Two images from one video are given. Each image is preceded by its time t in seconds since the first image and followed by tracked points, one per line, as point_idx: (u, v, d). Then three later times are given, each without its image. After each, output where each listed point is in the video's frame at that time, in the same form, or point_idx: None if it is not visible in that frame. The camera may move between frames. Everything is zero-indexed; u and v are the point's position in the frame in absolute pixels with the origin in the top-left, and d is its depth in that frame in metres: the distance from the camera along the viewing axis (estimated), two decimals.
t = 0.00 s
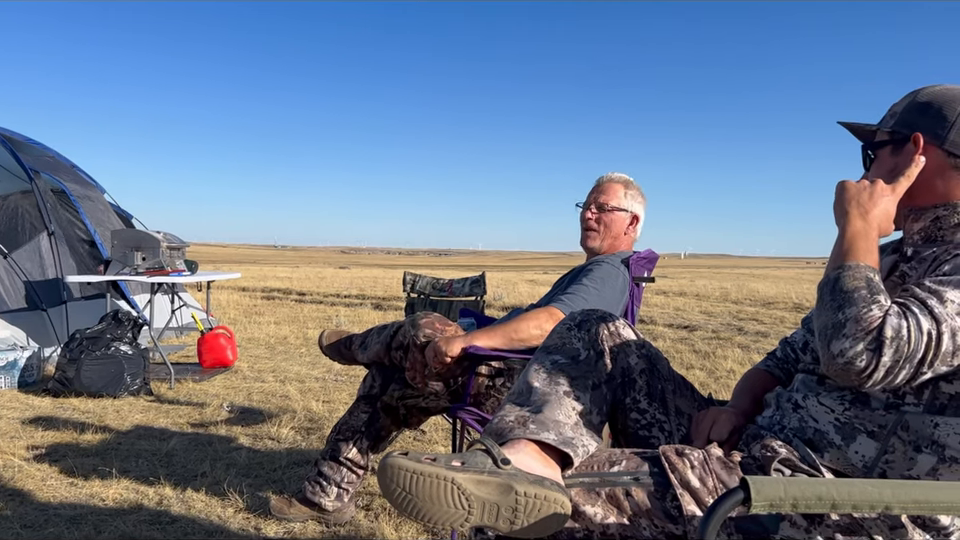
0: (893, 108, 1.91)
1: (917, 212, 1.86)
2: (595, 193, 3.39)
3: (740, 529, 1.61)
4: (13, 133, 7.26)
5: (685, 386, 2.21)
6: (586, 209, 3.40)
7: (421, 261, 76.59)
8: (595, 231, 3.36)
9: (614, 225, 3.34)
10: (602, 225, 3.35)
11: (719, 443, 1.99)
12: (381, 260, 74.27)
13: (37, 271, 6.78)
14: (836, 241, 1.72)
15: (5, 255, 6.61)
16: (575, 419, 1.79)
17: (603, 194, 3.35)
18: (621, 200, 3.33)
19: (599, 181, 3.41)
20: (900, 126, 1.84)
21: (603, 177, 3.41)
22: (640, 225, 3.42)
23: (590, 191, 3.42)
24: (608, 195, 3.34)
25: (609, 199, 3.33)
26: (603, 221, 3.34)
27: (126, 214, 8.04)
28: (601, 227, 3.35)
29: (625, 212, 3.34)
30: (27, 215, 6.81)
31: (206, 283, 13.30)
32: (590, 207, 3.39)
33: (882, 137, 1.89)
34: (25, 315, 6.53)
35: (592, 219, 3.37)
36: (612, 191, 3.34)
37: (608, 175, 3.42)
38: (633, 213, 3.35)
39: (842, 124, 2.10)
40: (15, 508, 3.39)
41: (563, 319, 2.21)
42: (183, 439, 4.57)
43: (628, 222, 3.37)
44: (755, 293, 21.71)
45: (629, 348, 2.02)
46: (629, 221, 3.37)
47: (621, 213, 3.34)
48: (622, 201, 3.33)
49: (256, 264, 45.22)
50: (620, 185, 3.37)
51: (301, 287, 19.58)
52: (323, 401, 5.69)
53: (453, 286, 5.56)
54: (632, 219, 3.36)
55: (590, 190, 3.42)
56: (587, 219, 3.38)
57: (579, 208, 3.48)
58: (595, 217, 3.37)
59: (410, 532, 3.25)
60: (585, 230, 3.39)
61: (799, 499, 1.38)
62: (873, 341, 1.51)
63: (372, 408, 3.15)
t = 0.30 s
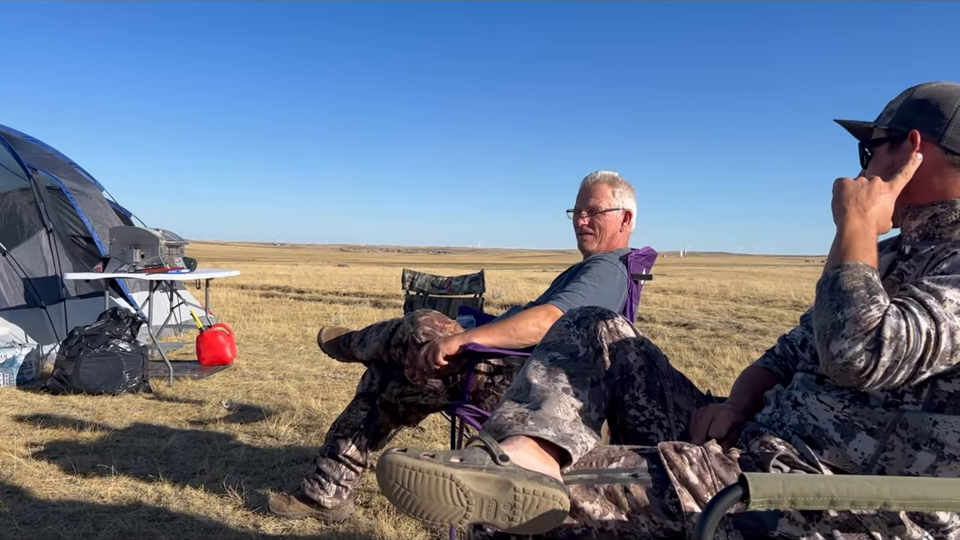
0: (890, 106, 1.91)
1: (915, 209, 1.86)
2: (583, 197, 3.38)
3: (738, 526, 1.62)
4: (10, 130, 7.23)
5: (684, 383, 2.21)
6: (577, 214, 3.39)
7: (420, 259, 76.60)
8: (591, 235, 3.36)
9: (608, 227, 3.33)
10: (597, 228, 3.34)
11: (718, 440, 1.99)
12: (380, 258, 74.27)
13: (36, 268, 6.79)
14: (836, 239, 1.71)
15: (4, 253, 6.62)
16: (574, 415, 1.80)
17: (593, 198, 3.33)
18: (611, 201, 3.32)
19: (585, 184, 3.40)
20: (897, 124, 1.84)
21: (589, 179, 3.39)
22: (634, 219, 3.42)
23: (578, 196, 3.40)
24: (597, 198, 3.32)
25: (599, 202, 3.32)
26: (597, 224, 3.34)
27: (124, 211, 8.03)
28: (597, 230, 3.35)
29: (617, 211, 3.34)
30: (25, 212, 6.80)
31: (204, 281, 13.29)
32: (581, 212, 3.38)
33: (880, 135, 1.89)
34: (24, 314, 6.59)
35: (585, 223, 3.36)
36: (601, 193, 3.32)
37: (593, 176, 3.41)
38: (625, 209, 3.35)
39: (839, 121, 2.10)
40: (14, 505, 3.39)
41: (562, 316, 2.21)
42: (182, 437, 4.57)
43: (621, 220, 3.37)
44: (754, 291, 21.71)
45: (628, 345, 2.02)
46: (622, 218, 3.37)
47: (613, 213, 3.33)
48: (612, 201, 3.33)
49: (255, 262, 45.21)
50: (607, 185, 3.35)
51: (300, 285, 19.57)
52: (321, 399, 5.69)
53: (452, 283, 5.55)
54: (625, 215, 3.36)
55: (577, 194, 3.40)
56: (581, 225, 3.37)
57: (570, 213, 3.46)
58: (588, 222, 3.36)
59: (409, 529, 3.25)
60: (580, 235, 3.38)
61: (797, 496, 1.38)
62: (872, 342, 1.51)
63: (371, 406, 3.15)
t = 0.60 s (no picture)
0: (890, 102, 1.91)
1: (916, 206, 1.86)
2: (581, 195, 3.36)
3: (739, 522, 1.61)
4: (9, 127, 7.23)
5: (684, 380, 2.21)
6: (576, 213, 3.38)
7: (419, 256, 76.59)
8: (591, 233, 3.36)
9: (607, 225, 3.34)
10: (597, 226, 3.34)
11: (718, 437, 1.99)
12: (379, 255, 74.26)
13: (35, 265, 6.78)
14: (838, 237, 1.71)
15: (3, 249, 6.59)
16: (574, 412, 1.79)
17: (591, 196, 3.32)
18: (610, 199, 3.31)
19: (583, 181, 3.39)
20: (897, 120, 1.83)
21: (586, 177, 3.38)
22: (632, 216, 3.43)
23: (577, 194, 3.38)
24: (597, 196, 3.31)
25: (598, 201, 3.31)
26: (597, 222, 3.33)
27: (123, 209, 8.04)
28: (596, 228, 3.34)
29: (616, 208, 3.34)
30: (23, 209, 6.82)
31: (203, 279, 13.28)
32: (581, 211, 3.36)
33: (880, 131, 1.88)
34: (23, 311, 6.52)
35: (585, 222, 3.35)
36: (600, 190, 3.31)
37: (591, 174, 3.40)
38: (623, 206, 3.36)
39: (838, 117, 2.09)
40: (14, 502, 3.39)
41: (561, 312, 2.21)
42: (181, 434, 4.57)
43: (620, 217, 3.37)
44: (753, 288, 21.73)
45: (628, 342, 2.02)
46: (621, 216, 3.37)
47: (613, 211, 3.33)
48: (611, 199, 3.32)
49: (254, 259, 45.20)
50: (605, 183, 3.34)
51: (299, 282, 19.56)
52: (321, 396, 5.69)
53: (451, 281, 5.55)
54: (624, 212, 3.37)
55: (576, 193, 3.39)
56: (581, 223, 3.36)
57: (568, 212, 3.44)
58: (588, 220, 3.35)
59: (409, 526, 3.25)
60: (580, 234, 3.37)
61: (797, 492, 1.38)
62: (874, 341, 1.51)
63: (371, 403, 3.14)
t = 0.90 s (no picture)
0: (888, 98, 1.90)
1: (915, 202, 1.86)
2: (582, 190, 3.36)
3: (738, 518, 1.61)
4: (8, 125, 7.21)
5: (683, 376, 2.21)
6: (577, 208, 3.37)
7: (418, 253, 76.57)
8: (590, 229, 3.35)
9: (607, 221, 3.33)
10: (597, 222, 3.33)
11: (718, 432, 1.99)
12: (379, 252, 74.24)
13: (34, 262, 6.76)
14: (837, 234, 1.70)
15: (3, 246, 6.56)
16: (574, 408, 1.79)
17: (592, 192, 3.31)
18: (610, 195, 3.30)
19: (584, 177, 3.38)
20: (896, 115, 1.83)
21: (588, 173, 3.37)
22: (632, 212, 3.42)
23: (578, 189, 3.38)
24: (597, 192, 3.31)
25: (599, 196, 3.30)
26: (597, 218, 3.33)
27: (122, 206, 8.03)
28: (596, 224, 3.33)
29: (617, 204, 3.33)
30: (23, 206, 6.80)
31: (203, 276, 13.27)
32: (581, 206, 3.36)
33: (878, 127, 1.87)
34: (23, 308, 6.50)
35: (585, 218, 3.35)
36: (600, 186, 3.30)
37: (592, 170, 3.39)
38: (624, 203, 3.35)
39: (836, 112, 2.09)
40: (13, 499, 3.39)
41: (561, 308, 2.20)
42: (181, 431, 4.57)
43: (620, 213, 3.36)
44: (752, 284, 21.74)
45: (627, 338, 2.01)
46: (621, 212, 3.37)
47: (613, 207, 3.32)
48: (612, 195, 3.31)
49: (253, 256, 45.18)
50: (606, 178, 3.33)
51: (299, 279, 19.56)
52: (320, 393, 5.68)
53: (450, 277, 5.54)
54: (624, 208, 3.36)
55: (576, 188, 3.39)
56: (580, 219, 3.36)
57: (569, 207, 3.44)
58: (588, 216, 3.34)
59: (408, 522, 3.24)
60: (579, 229, 3.37)
61: (796, 488, 1.37)
62: (874, 340, 1.50)
63: (370, 399, 3.14)
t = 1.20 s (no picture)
0: (889, 95, 1.90)
1: (917, 199, 1.86)
2: (583, 186, 3.37)
3: (739, 515, 1.62)
4: (8, 122, 7.20)
5: (684, 373, 2.21)
6: (578, 204, 3.38)
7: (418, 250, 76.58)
8: (591, 225, 3.35)
9: (608, 218, 3.33)
10: (597, 219, 3.33)
11: (719, 430, 1.99)
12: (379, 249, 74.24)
13: (34, 259, 6.75)
14: (839, 231, 1.70)
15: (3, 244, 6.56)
16: (575, 406, 1.79)
17: (593, 188, 3.32)
18: (611, 192, 3.31)
19: (586, 173, 3.38)
20: (897, 113, 1.83)
21: (590, 169, 3.37)
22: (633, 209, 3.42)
23: (579, 185, 3.38)
24: (598, 188, 3.31)
25: (600, 192, 3.31)
26: (597, 214, 3.33)
27: (122, 204, 8.03)
28: (597, 221, 3.34)
29: (618, 201, 3.33)
30: (23, 204, 6.79)
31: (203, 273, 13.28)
32: (582, 202, 3.36)
33: (879, 125, 1.88)
34: (24, 306, 6.52)
35: (585, 214, 3.35)
36: (601, 183, 3.31)
37: (594, 166, 3.39)
38: (625, 200, 3.35)
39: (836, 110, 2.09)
40: (15, 497, 3.40)
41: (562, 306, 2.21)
42: (182, 428, 4.58)
43: (621, 211, 3.36)
44: (752, 281, 21.73)
45: (629, 335, 2.01)
46: (622, 209, 3.37)
47: (614, 204, 3.33)
48: (613, 192, 3.31)
49: (253, 253, 45.18)
50: (607, 175, 3.34)
51: (299, 276, 19.56)
52: (321, 390, 5.69)
53: (451, 274, 5.54)
54: (625, 206, 3.36)
55: (578, 184, 3.39)
56: (581, 215, 3.36)
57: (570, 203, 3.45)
58: (588, 212, 3.35)
59: (410, 519, 3.25)
60: (580, 225, 3.37)
61: (798, 485, 1.38)
62: (877, 339, 1.51)
63: (371, 397, 3.15)
